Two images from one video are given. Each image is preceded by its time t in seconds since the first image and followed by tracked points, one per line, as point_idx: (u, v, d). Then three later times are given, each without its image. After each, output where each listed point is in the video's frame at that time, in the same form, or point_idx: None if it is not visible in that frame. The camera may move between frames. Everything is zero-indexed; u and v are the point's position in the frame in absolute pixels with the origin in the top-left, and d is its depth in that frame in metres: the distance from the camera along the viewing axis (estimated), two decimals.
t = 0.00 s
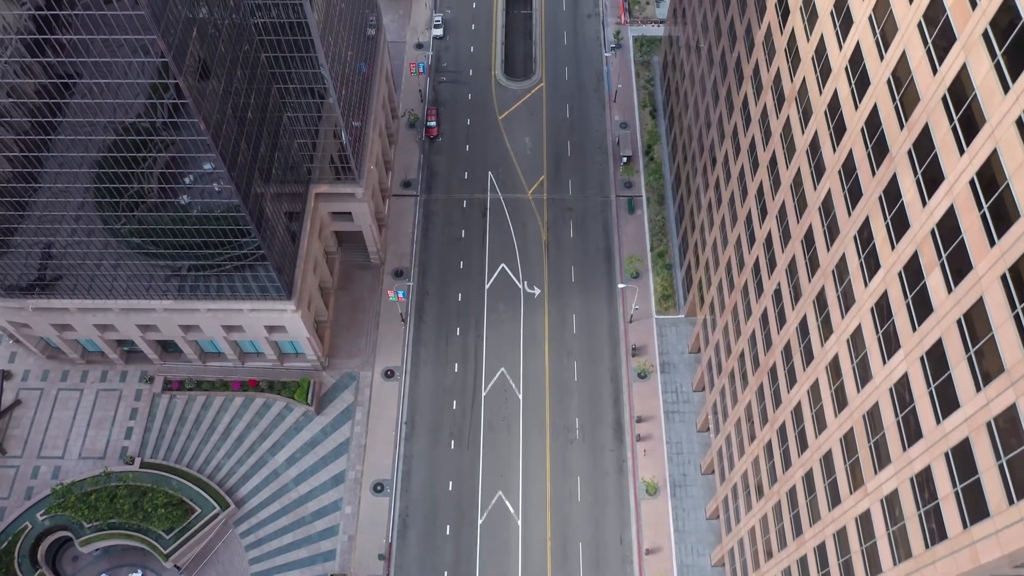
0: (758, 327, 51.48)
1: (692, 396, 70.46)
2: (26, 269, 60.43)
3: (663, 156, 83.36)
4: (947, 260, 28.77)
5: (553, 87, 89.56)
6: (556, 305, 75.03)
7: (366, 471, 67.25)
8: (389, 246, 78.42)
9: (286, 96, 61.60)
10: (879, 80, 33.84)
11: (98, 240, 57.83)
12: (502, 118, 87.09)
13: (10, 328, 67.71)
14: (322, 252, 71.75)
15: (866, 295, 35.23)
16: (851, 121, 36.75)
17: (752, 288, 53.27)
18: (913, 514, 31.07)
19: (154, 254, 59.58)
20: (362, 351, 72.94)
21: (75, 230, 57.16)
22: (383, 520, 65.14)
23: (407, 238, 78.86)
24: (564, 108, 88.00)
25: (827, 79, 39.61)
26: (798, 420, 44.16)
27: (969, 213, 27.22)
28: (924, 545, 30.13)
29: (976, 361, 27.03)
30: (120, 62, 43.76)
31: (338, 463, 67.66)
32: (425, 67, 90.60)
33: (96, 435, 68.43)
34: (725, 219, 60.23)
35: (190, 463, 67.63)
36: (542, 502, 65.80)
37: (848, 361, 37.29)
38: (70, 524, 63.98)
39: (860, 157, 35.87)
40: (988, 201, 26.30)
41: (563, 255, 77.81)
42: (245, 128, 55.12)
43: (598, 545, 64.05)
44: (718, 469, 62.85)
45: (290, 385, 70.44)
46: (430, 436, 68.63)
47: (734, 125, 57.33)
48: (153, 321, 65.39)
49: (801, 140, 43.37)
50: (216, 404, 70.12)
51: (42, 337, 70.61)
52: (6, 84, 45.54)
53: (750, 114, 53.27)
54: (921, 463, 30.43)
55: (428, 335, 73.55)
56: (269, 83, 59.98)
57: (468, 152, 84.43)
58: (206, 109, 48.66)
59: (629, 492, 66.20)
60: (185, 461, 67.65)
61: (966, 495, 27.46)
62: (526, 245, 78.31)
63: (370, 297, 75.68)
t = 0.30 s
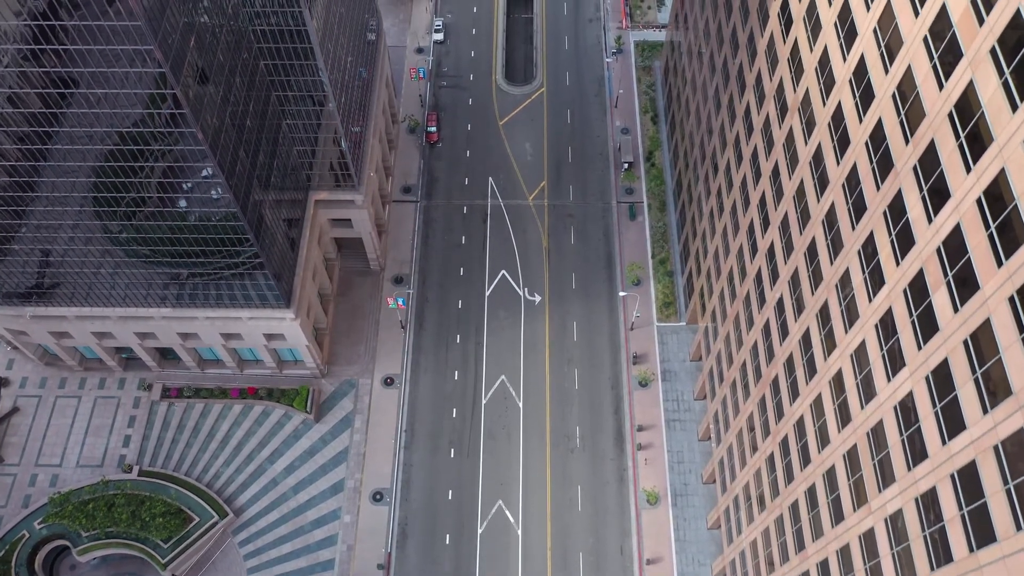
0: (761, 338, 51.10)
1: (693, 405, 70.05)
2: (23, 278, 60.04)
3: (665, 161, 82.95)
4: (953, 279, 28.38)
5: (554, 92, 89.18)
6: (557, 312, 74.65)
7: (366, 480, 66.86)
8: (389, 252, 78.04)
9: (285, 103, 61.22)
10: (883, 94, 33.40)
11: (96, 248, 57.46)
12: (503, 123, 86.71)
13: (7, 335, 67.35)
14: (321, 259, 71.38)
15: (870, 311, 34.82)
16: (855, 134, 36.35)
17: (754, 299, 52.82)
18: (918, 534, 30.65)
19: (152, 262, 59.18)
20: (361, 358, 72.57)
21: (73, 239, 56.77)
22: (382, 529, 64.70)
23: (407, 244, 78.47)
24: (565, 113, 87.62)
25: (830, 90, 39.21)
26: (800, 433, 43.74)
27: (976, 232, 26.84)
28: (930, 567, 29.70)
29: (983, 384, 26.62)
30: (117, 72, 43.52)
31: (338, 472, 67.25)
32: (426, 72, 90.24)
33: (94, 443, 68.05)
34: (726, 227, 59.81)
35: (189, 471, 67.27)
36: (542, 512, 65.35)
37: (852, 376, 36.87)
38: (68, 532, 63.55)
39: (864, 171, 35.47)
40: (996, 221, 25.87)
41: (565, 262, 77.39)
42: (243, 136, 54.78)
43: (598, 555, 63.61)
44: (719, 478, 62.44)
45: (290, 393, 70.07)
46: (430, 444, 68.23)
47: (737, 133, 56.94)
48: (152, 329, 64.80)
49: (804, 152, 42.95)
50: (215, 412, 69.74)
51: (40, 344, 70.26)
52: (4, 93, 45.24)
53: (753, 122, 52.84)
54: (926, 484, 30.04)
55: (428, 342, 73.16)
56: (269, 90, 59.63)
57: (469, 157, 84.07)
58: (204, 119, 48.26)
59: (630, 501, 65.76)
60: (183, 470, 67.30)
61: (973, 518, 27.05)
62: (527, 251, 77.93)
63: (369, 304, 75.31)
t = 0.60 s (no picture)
0: (763, 350, 50.67)
1: (694, 414, 69.58)
2: (20, 287, 59.64)
3: (666, 168, 82.42)
4: (960, 301, 27.95)
5: (555, 98, 88.73)
6: (557, 320, 74.19)
7: (365, 489, 66.41)
8: (389, 260, 77.61)
9: (284, 112, 60.71)
10: (889, 110, 32.93)
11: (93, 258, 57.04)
12: (504, 130, 86.26)
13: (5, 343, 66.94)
14: (320, 267, 70.95)
15: (875, 329, 34.36)
16: (860, 149, 35.88)
17: (756, 311, 52.41)
18: (924, 558, 30.17)
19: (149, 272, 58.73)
20: (360, 366, 72.16)
21: (70, 248, 56.34)
22: (381, 540, 64.22)
23: (407, 251, 78.05)
24: (566, 119, 87.15)
25: (834, 104, 38.73)
26: (803, 449, 43.28)
27: (983, 255, 26.41)
28: None
29: (991, 409, 26.15)
30: (113, 84, 43.13)
31: (336, 482, 66.79)
32: (426, 78, 89.78)
33: (92, 452, 67.64)
34: (729, 237, 59.33)
35: (187, 481, 66.86)
36: (542, 523, 64.85)
37: (856, 395, 36.41)
38: (65, 543, 63.22)
39: (869, 188, 35.00)
40: (1004, 244, 25.42)
41: (565, 269, 76.95)
42: (241, 146, 54.35)
43: (599, 567, 63.14)
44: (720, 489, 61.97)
45: (288, 401, 69.65)
46: (430, 453, 67.77)
47: (739, 143, 56.48)
48: (149, 338, 64.45)
49: (808, 164, 42.47)
50: (213, 421, 69.33)
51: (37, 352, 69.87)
52: None
53: (756, 133, 52.36)
54: (931, 508, 29.57)
55: (427, 350, 72.72)
56: (267, 99, 59.20)
57: (469, 164, 83.64)
58: (201, 130, 47.82)
59: (631, 512, 65.27)
60: (181, 479, 66.89)
61: (980, 546, 26.58)
62: (527, 259, 77.49)
63: (369, 312, 74.90)
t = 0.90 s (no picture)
0: (765, 361, 50.29)
1: (696, 423, 69.19)
2: (17, 295, 59.19)
3: (667, 174, 82.00)
4: (966, 320, 27.55)
5: (556, 104, 88.35)
6: (558, 328, 73.81)
7: (364, 498, 66.00)
8: (389, 266, 77.24)
9: (283, 119, 60.39)
10: (894, 124, 32.52)
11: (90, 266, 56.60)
12: (504, 135, 85.87)
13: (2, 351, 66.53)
14: (319, 274, 70.57)
15: (879, 346, 33.96)
16: (864, 162, 35.48)
17: (758, 321, 52.01)
18: None
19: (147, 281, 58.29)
20: (360, 374, 71.78)
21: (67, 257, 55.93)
22: (380, 549, 63.78)
23: (407, 258, 77.68)
24: (567, 125, 86.78)
25: (838, 116, 38.34)
26: (806, 463, 42.87)
27: (990, 275, 26.00)
28: None
29: (998, 432, 25.72)
30: (110, 95, 42.73)
31: (336, 490, 66.40)
32: (426, 83, 89.43)
33: (90, 460, 67.26)
34: (730, 246, 58.95)
35: (185, 489, 66.46)
36: (542, 532, 64.41)
37: (860, 411, 36.00)
38: (62, 552, 62.88)
39: (873, 202, 34.59)
40: (1011, 264, 25.03)
41: (566, 276, 76.56)
42: (239, 155, 54.05)
43: None
44: (722, 499, 61.55)
45: (287, 409, 69.30)
46: (429, 462, 67.38)
47: (741, 151, 56.10)
48: (147, 346, 64.06)
49: (811, 176, 42.04)
50: (211, 429, 68.97)
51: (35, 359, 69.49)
52: None
53: (758, 142, 51.99)
54: (936, 529, 29.16)
55: (427, 358, 72.34)
56: (266, 107, 58.89)
57: (469, 169, 83.28)
58: (199, 140, 47.45)
59: (631, 521, 64.84)
60: (179, 487, 66.50)
61: (986, 571, 26.14)
62: (528, 265, 77.09)
63: (368, 319, 74.53)
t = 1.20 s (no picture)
0: (767, 371, 49.92)
1: (697, 431, 68.79)
2: (14, 303, 58.79)
3: (668, 180, 81.60)
4: (973, 340, 27.17)
5: (556, 109, 87.98)
6: (558, 335, 73.41)
7: (363, 507, 65.56)
8: (388, 273, 76.86)
9: (282, 127, 59.99)
10: (898, 139, 32.14)
11: (88, 275, 56.21)
12: (504, 140, 85.49)
13: None
14: (318, 281, 70.19)
15: (883, 363, 33.57)
16: (868, 176, 35.11)
17: (760, 331, 51.60)
18: None
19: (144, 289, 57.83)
20: (359, 381, 71.41)
21: (64, 266, 55.54)
22: (379, 558, 63.35)
23: (406, 264, 77.29)
24: (567, 130, 86.41)
25: (842, 128, 37.94)
26: (808, 476, 42.47)
27: (998, 296, 25.61)
28: None
29: (1005, 455, 25.31)
30: (106, 105, 42.37)
31: (335, 499, 65.96)
32: (426, 88, 89.06)
33: (87, 468, 66.89)
34: (732, 255, 58.54)
35: (183, 497, 66.07)
36: (542, 541, 63.97)
37: (864, 427, 35.60)
38: (59, 560, 62.45)
39: (877, 216, 34.20)
40: (1019, 286, 24.64)
41: (567, 283, 76.20)
42: (237, 163, 53.74)
43: None
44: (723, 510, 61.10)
45: (286, 417, 68.94)
46: (428, 470, 66.98)
47: (743, 159, 55.69)
48: (145, 354, 63.67)
49: (814, 187, 41.63)
50: (210, 436, 68.63)
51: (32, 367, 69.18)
52: None
53: (760, 151, 51.56)
54: (942, 551, 28.74)
55: (426, 365, 71.95)
56: (265, 115, 58.57)
57: (470, 175, 82.90)
58: (196, 149, 47.07)
59: (632, 530, 64.39)
60: (177, 495, 66.11)
61: None
62: (528, 272, 76.70)
63: (368, 326, 74.16)
